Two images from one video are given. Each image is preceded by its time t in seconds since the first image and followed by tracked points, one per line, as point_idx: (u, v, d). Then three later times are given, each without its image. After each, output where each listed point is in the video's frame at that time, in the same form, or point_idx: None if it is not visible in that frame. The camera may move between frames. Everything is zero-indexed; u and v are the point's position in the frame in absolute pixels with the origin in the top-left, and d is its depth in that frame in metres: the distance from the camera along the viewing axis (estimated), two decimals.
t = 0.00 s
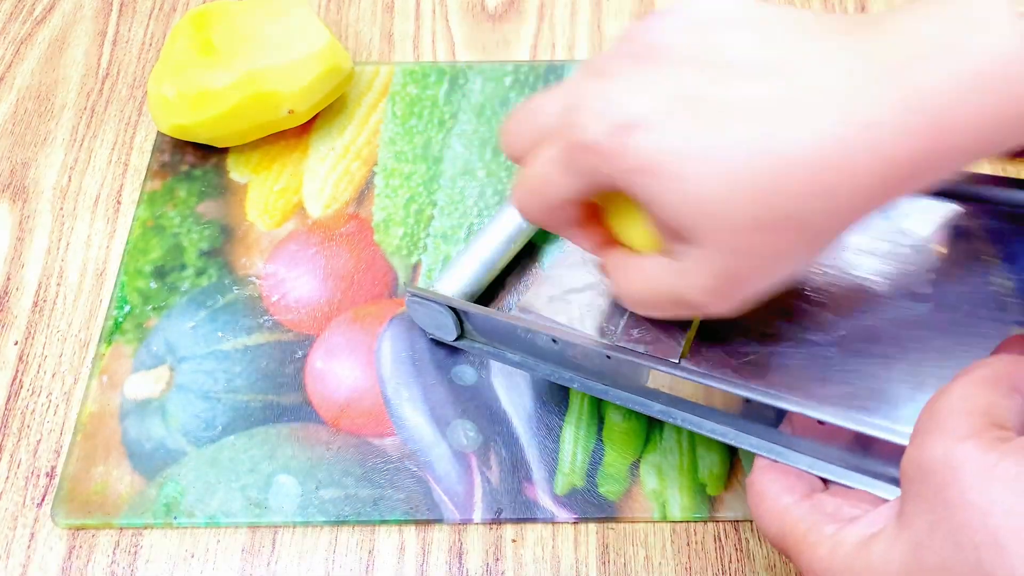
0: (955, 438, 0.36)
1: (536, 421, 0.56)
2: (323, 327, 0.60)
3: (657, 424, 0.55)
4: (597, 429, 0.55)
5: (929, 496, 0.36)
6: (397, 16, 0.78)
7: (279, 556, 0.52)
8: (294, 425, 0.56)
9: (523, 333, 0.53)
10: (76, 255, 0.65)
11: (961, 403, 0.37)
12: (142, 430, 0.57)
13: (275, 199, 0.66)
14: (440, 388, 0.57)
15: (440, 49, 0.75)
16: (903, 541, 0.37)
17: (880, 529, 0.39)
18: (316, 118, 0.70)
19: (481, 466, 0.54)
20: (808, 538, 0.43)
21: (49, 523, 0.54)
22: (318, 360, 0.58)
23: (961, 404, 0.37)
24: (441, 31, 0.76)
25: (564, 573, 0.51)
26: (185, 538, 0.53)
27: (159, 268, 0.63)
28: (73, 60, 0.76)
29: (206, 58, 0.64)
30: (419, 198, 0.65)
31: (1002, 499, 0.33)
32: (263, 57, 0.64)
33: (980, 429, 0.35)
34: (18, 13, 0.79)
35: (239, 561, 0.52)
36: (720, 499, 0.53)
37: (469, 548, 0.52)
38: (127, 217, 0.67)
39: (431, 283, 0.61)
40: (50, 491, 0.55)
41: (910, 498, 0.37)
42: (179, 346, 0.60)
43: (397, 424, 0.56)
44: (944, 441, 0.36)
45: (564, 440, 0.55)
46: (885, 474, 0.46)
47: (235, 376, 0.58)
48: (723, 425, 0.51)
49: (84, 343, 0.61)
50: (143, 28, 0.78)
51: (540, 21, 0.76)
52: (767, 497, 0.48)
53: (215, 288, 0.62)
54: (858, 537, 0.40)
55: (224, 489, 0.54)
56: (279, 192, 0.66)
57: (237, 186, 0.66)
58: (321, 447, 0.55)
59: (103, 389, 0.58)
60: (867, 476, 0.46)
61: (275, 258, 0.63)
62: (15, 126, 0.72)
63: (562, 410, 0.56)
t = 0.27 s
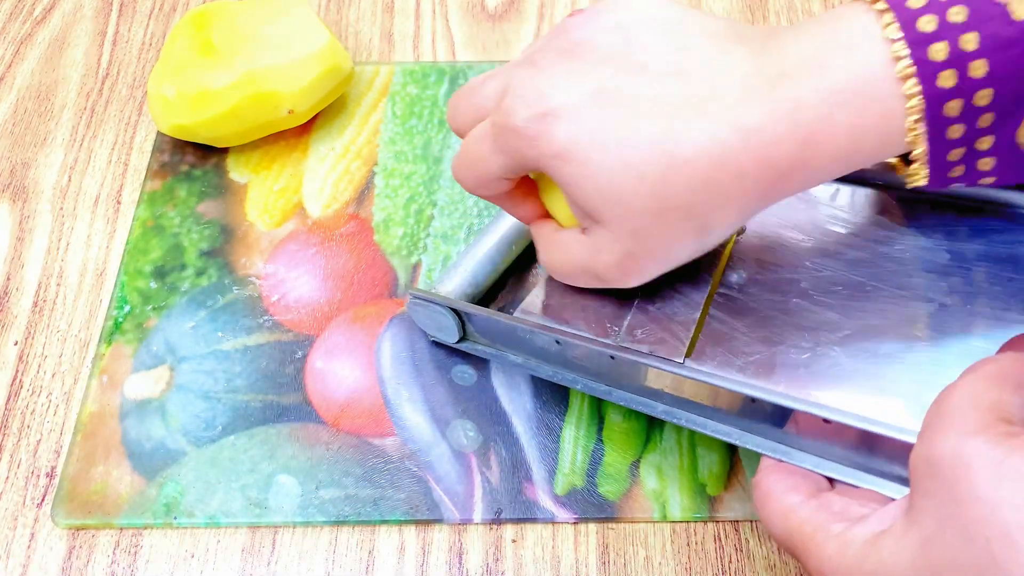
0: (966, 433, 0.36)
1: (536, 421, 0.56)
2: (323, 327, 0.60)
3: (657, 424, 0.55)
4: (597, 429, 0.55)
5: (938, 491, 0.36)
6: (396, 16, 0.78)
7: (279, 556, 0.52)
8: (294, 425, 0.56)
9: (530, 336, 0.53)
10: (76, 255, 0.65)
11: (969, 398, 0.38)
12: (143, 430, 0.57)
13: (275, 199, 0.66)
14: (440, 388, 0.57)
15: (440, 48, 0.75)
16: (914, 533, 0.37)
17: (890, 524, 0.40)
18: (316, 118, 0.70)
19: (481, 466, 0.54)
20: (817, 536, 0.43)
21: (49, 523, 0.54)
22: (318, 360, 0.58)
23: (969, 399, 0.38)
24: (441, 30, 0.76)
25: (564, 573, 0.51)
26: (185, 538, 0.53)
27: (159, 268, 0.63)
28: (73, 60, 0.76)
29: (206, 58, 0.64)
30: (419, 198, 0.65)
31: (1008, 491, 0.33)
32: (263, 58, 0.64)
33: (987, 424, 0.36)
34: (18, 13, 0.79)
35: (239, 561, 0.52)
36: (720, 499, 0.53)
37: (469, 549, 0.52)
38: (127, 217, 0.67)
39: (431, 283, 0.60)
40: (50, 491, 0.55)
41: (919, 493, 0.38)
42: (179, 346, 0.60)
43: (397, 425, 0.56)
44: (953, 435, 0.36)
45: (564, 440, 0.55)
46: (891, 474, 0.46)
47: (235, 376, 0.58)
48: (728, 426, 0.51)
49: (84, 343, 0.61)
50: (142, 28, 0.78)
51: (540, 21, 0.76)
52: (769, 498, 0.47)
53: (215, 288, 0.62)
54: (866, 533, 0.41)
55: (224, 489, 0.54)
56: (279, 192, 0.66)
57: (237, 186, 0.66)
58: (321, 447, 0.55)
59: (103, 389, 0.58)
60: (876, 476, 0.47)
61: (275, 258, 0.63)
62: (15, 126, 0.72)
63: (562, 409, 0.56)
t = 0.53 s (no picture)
0: (964, 442, 0.35)
1: (536, 421, 0.56)
2: (323, 327, 0.60)
3: (657, 424, 0.55)
4: (597, 429, 0.55)
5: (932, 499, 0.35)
6: (397, 15, 0.78)
7: (279, 556, 0.52)
8: (294, 425, 0.56)
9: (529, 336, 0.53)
10: (76, 255, 0.65)
11: (969, 407, 0.37)
12: (143, 430, 0.57)
13: (275, 199, 0.66)
14: (440, 388, 0.57)
15: (440, 48, 0.75)
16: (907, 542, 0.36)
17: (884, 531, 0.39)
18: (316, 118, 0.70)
19: (481, 466, 0.54)
20: (813, 540, 0.43)
21: (49, 523, 0.54)
22: (318, 360, 0.58)
23: (969, 408, 0.37)
24: (441, 30, 0.76)
25: (564, 573, 0.51)
26: (185, 538, 0.53)
27: (159, 268, 0.63)
28: (73, 60, 0.76)
29: (206, 58, 0.63)
30: (419, 198, 0.65)
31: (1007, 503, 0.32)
32: (263, 58, 0.64)
33: (987, 433, 0.35)
34: (18, 13, 0.79)
35: (239, 561, 0.52)
36: (720, 499, 0.53)
37: (469, 548, 0.52)
38: (127, 217, 0.67)
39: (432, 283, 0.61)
40: (50, 491, 0.55)
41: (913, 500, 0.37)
42: (179, 346, 0.60)
43: (397, 425, 0.56)
44: (951, 444, 0.35)
45: (564, 440, 0.55)
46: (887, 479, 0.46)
47: (235, 376, 0.58)
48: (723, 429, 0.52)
49: (84, 343, 0.61)
50: (143, 28, 0.78)
51: (540, 21, 0.76)
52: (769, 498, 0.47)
53: (215, 288, 0.62)
54: (862, 538, 0.40)
55: (224, 490, 0.54)
56: (279, 192, 0.66)
57: (237, 186, 0.66)
58: (321, 447, 0.55)
59: (103, 389, 0.58)
60: (867, 480, 0.47)
61: (275, 258, 0.63)
62: (14, 126, 0.72)
63: (562, 409, 0.56)
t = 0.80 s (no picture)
0: (938, 430, 0.34)
1: (536, 421, 0.56)
2: (323, 327, 0.60)
3: (657, 424, 0.55)
4: (597, 429, 0.55)
5: (906, 487, 0.34)
6: (397, 16, 0.78)
7: (279, 556, 0.52)
8: (294, 425, 0.56)
9: (505, 329, 0.50)
10: (76, 255, 0.65)
11: (944, 394, 0.36)
12: (143, 430, 0.57)
13: (275, 199, 0.66)
14: (440, 388, 0.57)
15: (440, 48, 0.75)
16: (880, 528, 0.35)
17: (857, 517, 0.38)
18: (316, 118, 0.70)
19: (481, 466, 0.54)
20: (785, 528, 0.41)
21: (49, 523, 0.54)
22: (318, 360, 0.58)
23: (944, 395, 0.36)
24: (442, 30, 0.76)
25: (564, 573, 0.51)
26: (185, 538, 0.53)
27: (159, 268, 0.63)
28: (73, 60, 0.76)
29: (206, 58, 0.63)
30: (419, 198, 0.65)
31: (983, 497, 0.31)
32: (264, 57, 0.64)
33: (959, 422, 0.35)
34: (18, 13, 0.79)
35: (239, 561, 0.52)
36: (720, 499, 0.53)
37: (469, 548, 0.52)
38: (127, 217, 0.67)
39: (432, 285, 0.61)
40: (50, 491, 0.55)
41: (885, 489, 0.36)
42: (179, 346, 0.60)
43: (397, 425, 0.56)
44: (925, 432, 0.35)
45: (564, 440, 0.55)
46: (862, 468, 0.43)
47: (235, 376, 0.58)
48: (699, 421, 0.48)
49: (84, 343, 0.61)
50: (143, 28, 0.78)
51: (540, 21, 0.76)
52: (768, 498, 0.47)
53: (215, 288, 0.62)
54: (835, 524, 0.39)
55: (224, 489, 0.54)
56: (279, 192, 0.66)
57: (237, 186, 0.67)
58: (321, 447, 0.55)
59: (103, 389, 0.58)
60: (844, 471, 0.44)
61: (275, 258, 0.63)
62: (14, 126, 0.72)
63: (562, 409, 0.56)
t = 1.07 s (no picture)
0: (956, 374, 0.33)
1: (536, 421, 0.56)
2: (322, 327, 0.60)
3: (657, 424, 0.55)
4: (597, 429, 0.55)
5: (924, 432, 0.33)
6: (397, 16, 0.78)
7: (279, 556, 0.52)
8: (294, 425, 0.56)
9: (509, 293, 0.50)
10: (76, 255, 0.65)
11: (961, 340, 0.35)
12: (143, 430, 0.57)
13: (275, 199, 0.66)
14: (440, 388, 0.57)
15: (440, 48, 0.75)
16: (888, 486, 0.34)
17: (867, 462, 0.37)
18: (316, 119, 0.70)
19: (481, 466, 0.54)
20: (792, 478, 0.40)
21: (49, 523, 0.54)
22: (318, 360, 0.58)
23: (961, 341, 0.35)
24: (441, 30, 0.76)
25: (564, 573, 0.51)
26: (185, 538, 0.53)
27: (159, 268, 0.63)
28: (73, 60, 0.76)
29: (206, 58, 0.63)
30: (419, 198, 0.65)
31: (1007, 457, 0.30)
32: (263, 57, 0.64)
33: (978, 367, 0.33)
34: (18, 13, 0.79)
35: (240, 561, 0.52)
36: (720, 499, 0.53)
37: (469, 548, 0.52)
38: (127, 217, 0.67)
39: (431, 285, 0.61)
40: (50, 491, 0.55)
41: (899, 433, 0.35)
42: (179, 346, 0.60)
43: (397, 425, 0.56)
44: (943, 374, 0.34)
45: (564, 440, 0.55)
46: (869, 428, 0.41)
47: (235, 376, 0.58)
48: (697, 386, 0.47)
49: (84, 343, 0.61)
50: (143, 28, 0.78)
51: (540, 21, 0.76)
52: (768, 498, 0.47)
53: (215, 288, 0.62)
54: (844, 471, 0.37)
55: (224, 489, 0.54)
56: (279, 192, 0.66)
57: (237, 186, 0.66)
58: (321, 447, 0.55)
59: (103, 389, 0.58)
60: (850, 430, 0.41)
61: (275, 258, 0.63)
62: (15, 126, 0.72)
63: (562, 409, 0.56)
